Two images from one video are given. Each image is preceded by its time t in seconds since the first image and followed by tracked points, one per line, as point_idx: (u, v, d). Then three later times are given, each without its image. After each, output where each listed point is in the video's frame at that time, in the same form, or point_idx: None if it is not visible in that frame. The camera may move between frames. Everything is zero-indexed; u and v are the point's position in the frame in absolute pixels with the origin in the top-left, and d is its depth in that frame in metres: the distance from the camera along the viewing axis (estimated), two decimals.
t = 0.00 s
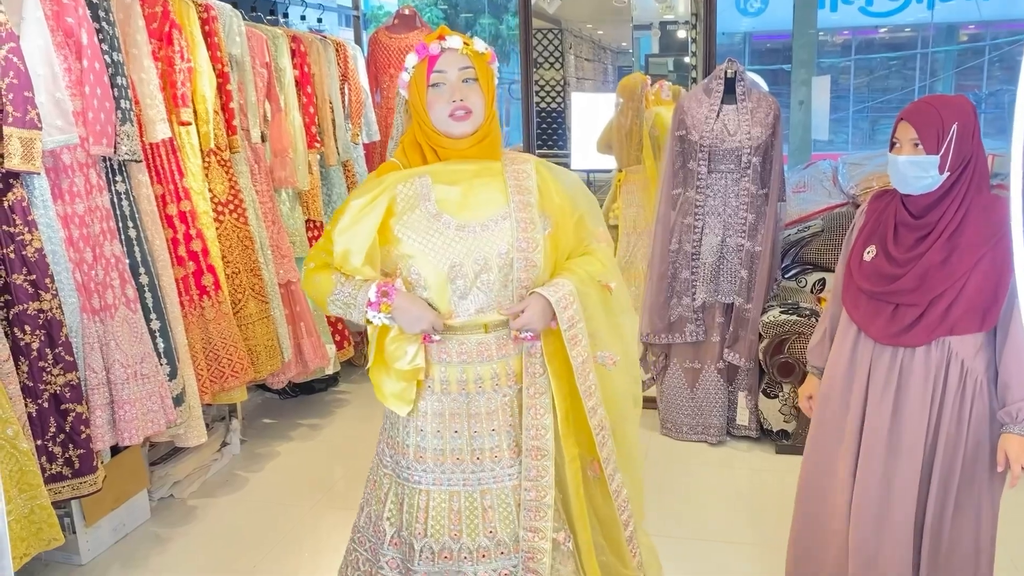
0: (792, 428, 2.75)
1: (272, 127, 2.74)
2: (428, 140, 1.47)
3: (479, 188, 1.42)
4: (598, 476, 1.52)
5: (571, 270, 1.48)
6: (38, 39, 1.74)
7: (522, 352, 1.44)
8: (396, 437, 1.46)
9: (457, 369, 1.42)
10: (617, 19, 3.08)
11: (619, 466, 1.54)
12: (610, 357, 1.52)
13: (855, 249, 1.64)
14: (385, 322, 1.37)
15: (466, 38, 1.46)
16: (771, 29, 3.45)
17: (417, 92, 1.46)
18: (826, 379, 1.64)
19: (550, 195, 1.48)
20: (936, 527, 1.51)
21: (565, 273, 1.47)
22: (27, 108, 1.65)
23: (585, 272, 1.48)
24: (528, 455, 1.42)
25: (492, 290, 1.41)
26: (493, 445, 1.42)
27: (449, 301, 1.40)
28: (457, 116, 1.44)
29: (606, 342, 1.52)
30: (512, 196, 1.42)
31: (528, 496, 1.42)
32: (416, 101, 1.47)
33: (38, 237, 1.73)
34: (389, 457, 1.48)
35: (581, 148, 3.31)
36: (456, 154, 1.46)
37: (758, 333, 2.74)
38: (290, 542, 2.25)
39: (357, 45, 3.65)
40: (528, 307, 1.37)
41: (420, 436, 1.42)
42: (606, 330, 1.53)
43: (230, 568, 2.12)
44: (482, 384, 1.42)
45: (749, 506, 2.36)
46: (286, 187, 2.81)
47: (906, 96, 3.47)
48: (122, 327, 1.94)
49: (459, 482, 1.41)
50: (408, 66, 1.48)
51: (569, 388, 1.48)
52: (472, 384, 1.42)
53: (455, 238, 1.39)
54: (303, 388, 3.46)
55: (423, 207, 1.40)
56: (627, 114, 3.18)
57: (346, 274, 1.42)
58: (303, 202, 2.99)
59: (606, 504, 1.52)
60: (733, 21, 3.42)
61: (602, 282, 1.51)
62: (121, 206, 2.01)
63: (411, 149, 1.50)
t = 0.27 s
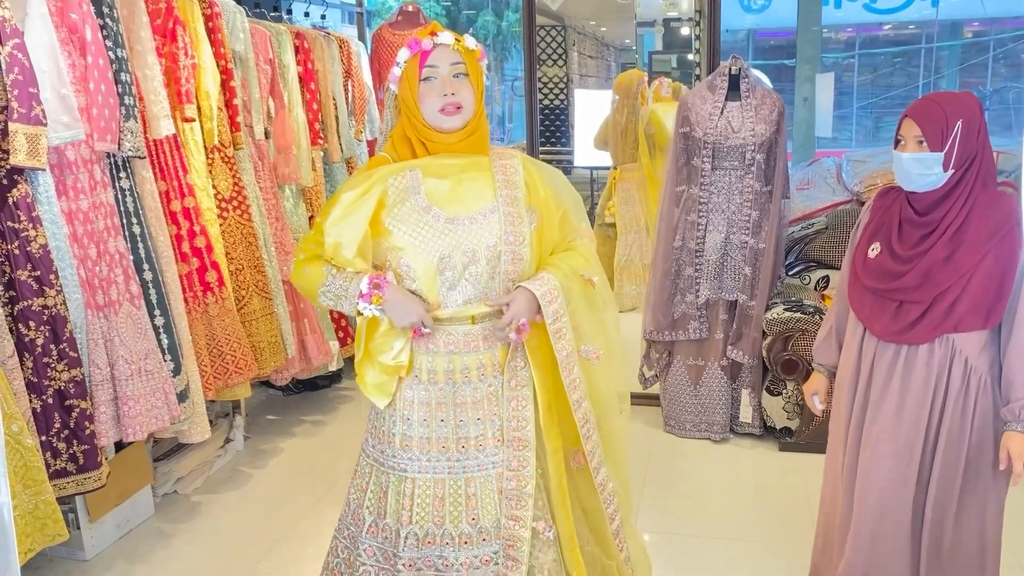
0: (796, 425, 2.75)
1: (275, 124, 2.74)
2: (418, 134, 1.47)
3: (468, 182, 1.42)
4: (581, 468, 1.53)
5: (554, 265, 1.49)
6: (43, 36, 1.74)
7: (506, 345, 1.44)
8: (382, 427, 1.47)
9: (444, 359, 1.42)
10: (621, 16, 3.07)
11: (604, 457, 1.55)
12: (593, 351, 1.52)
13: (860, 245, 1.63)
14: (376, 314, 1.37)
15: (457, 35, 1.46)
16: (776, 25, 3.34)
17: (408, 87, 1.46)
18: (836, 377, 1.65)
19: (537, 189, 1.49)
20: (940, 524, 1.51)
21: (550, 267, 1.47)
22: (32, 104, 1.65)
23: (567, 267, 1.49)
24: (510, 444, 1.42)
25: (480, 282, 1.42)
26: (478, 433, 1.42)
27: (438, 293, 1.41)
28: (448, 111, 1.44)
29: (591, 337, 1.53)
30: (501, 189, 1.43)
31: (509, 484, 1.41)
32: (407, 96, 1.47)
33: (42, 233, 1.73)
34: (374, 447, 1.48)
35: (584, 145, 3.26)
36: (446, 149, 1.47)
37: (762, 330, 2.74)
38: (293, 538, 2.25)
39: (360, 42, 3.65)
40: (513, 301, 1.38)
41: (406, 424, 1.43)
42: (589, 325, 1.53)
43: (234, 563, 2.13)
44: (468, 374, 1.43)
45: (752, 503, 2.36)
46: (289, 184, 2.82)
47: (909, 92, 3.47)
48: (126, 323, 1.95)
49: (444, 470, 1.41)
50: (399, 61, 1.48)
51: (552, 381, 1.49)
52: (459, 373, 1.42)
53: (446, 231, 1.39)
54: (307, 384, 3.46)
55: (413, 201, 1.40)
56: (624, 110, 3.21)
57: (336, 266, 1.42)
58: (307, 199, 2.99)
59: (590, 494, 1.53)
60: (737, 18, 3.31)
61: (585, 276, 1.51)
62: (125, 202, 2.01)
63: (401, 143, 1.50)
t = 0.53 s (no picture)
0: (799, 423, 2.76)
1: (279, 120, 2.73)
2: (417, 131, 1.47)
3: (464, 178, 1.43)
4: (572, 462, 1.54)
5: (549, 262, 1.51)
6: (48, 32, 1.74)
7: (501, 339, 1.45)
8: (378, 420, 1.46)
9: (441, 351, 1.43)
10: (623, 13, 3.08)
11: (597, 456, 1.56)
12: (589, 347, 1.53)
13: (865, 242, 1.63)
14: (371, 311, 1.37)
15: (456, 32, 1.46)
16: (778, 23, 3.35)
17: (407, 84, 1.46)
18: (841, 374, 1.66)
19: (532, 186, 1.51)
20: (942, 524, 1.51)
21: (545, 267, 1.49)
22: (37, 101, 1.65)
23: (561, 265, 1.51)
24: (507, 438, 1.43)
25: (476, 276, 1.42)
26: (474, 426, 1.42)
27: (435, 287, 1.41)
28: (449, 109, 1.44)
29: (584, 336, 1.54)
30: (497, 186, 1.44)
31: (506, 476, 1.41)
32: (406, 93, 1.46)
33: (47, 229, 1.73)
34: (371, 441, 1.47)
35: (588, 144, 3.27)
36: (444, 145, 1.47)
37: (766, 327, 2.73)
38: (296, 535, 2.25)
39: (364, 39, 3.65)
40: (506, 296, 1.41)
41: (403, 418, 1.42)
42: (583, 325, 1.55)
43: (238, 559, 2.13)
44: (465, 367, 1.43)
45: (755, 501, 2.36)
46: (293, 180, 2.82)
47: (914, 90, 3.45)
48: (130, 319, 1.95)
49: (441, 461, 1.41)
50: (398, 57, 1.46)
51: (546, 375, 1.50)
52: (456, 367, 1.43)
53: (444, 227, 1.39)
54: (310, 380, 3.46)
55: (411, 196, 1.41)
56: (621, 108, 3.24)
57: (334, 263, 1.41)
58: (311, 196, 2.99)
59: (580, 488, 1.55)
60: (741, 15, 3.29)
61: (579, 274, 1.53)
62: (130, 198, 2.01)
63: (398, 140, 1.50)
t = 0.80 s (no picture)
0: (802, 422, 2.74)
1: (282, 117, 2.73)
2: (427, 129, 1.47)
3: (473, 176, 1.44)
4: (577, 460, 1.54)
5: (555, 262, 1.51)
6: (51, 28, 1.74)
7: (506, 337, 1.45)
8: (384, 419, 1.46)
9: (447, 350, 1.43)
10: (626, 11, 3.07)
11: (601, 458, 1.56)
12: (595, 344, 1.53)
13: (869, 241, 1.63)
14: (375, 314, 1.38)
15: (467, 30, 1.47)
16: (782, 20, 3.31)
17: (417, 81, 1.46)
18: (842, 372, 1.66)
19: (539, 184, 1.52)
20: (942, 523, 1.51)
21: (550, 269, 1.49)
22: (40, 97, 1.65)
23: (568, 266, 1.51)
24: (513, 435, 1.44)
25: (484, 274, 1.43)
26: (481, 424, 1.42)
27: (443, 284, 1.42)
28: (462, 106, 1.45)
29: (589, 338, 1.54)
30: (506, 184, 1.44)
31: (513, 474, 1.43)
32: (417, 90, 1.46)
33: (51, 226, 1.73)
34: (376, 439, 1.47)
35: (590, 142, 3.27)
36: (454, 143, 1.47)
37: (768, 325, 2.73)
38: (299, 533, 2.25)
39: (367, 37, 3.65)
40: (512, 296, 1.41)
41: (410, 416, 1.42)
42: (588, 325, 1.55)
43: (241, 555, 2.14)
44: (472, 366, 1.43)
45: (757, 499, 2.36)
46: (296, 178, 2.82)
47: (917, 88, 3.45)
48: (133, 316, 1.95)
49: (448, 459, 1.41)
50: (409, 53, 1.46)
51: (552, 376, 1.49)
52: (463, 366, 1.43)
53: (453, 224, 1.40)
54: (313, 378, 3.47)
55: (420, 193, 1.41)
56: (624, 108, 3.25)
57: (340, 261, 1.41)
58: (313, 193, 2.99)
59: (585, 487, 1.55)
60: (744, 13, 3.28)
61: (585, 276, 1.53)
62: (133, 195, 2.01)
63: (406, 138, 1.49)
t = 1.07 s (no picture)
0: (802, 421, 2.75)
1: (283, 116, 2.74)
2: (441, 131, 1.47)
3: (487, 176, 1.43)
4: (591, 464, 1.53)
5: (570, 264, 1.50)
6: (53, 26, 1.74)
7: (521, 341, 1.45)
8: (401, 424, 1.47)
9: (465, 355, 1.43)
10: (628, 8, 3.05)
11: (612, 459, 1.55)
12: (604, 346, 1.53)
13: (870, 241, 1.63)
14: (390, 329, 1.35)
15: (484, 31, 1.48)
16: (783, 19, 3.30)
17: (434, 83, 1.46)
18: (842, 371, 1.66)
19: (553, 183, 1.51)
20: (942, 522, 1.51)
21: (565, 269, 1.49)
22: (42, 96, 1.66)
23: (582, 267, 1.50)
24: (525, 442, 1.43)
25: (500, 276, 1.43)
26: (498, 430, 1.44)
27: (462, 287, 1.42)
28: (477, 108, 1.46)
29: (604, 335, 1.54)
30: (521, 183, 1.44)
31: (525, 481, 1.43)
32: (432, 91, 1.47)
33: (53, 224, 1.73)
34: (393, 445, 1.48)
35: (591, 139, 3.25)
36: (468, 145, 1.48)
37: (769, 325, 2.74)
38: (299, 532, 2.25)
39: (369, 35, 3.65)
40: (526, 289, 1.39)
41: (427, 422, 1.43)
42: (604, 325, 1.55)
43: (241, 553, 2.14)
44: (489, 371, 1.44)
45: (757, 498, 2.36)
46: (297, 176, 2.82)
47: (919, 87, 3.46)
48: (134, 313, 1.95)
49: (465, 466, 1.43)
50: (425, 54, 1.46)
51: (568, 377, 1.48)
52: (480, 370, 1.44)
53: (470, 225, 1.39)
54: (313, 375, 3.47)
55: (435, 196, 1.40)
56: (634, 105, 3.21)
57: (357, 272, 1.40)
58: (314, 191, 2.99)
59: (599, 495, 1.53)
60: (746, 12, 3.26)
61: (600, 277, 1.53)
62: (134, 193, 2.01)
63: (419, 139, 1.50)
